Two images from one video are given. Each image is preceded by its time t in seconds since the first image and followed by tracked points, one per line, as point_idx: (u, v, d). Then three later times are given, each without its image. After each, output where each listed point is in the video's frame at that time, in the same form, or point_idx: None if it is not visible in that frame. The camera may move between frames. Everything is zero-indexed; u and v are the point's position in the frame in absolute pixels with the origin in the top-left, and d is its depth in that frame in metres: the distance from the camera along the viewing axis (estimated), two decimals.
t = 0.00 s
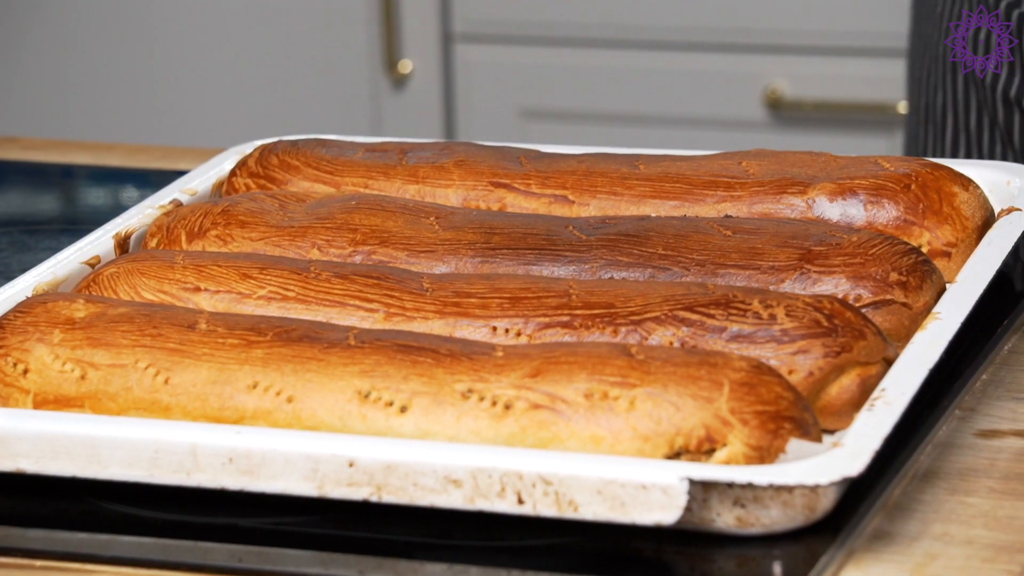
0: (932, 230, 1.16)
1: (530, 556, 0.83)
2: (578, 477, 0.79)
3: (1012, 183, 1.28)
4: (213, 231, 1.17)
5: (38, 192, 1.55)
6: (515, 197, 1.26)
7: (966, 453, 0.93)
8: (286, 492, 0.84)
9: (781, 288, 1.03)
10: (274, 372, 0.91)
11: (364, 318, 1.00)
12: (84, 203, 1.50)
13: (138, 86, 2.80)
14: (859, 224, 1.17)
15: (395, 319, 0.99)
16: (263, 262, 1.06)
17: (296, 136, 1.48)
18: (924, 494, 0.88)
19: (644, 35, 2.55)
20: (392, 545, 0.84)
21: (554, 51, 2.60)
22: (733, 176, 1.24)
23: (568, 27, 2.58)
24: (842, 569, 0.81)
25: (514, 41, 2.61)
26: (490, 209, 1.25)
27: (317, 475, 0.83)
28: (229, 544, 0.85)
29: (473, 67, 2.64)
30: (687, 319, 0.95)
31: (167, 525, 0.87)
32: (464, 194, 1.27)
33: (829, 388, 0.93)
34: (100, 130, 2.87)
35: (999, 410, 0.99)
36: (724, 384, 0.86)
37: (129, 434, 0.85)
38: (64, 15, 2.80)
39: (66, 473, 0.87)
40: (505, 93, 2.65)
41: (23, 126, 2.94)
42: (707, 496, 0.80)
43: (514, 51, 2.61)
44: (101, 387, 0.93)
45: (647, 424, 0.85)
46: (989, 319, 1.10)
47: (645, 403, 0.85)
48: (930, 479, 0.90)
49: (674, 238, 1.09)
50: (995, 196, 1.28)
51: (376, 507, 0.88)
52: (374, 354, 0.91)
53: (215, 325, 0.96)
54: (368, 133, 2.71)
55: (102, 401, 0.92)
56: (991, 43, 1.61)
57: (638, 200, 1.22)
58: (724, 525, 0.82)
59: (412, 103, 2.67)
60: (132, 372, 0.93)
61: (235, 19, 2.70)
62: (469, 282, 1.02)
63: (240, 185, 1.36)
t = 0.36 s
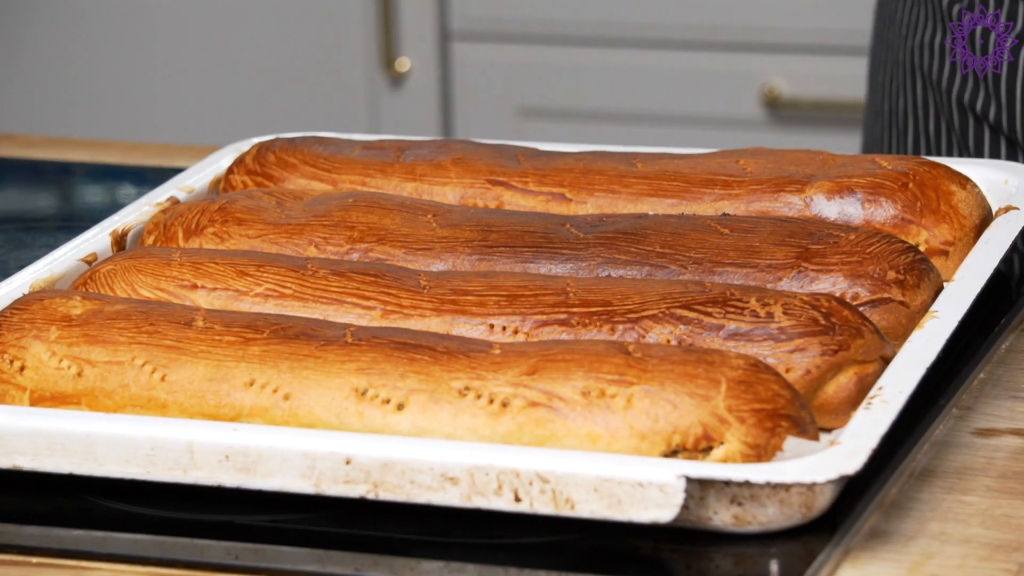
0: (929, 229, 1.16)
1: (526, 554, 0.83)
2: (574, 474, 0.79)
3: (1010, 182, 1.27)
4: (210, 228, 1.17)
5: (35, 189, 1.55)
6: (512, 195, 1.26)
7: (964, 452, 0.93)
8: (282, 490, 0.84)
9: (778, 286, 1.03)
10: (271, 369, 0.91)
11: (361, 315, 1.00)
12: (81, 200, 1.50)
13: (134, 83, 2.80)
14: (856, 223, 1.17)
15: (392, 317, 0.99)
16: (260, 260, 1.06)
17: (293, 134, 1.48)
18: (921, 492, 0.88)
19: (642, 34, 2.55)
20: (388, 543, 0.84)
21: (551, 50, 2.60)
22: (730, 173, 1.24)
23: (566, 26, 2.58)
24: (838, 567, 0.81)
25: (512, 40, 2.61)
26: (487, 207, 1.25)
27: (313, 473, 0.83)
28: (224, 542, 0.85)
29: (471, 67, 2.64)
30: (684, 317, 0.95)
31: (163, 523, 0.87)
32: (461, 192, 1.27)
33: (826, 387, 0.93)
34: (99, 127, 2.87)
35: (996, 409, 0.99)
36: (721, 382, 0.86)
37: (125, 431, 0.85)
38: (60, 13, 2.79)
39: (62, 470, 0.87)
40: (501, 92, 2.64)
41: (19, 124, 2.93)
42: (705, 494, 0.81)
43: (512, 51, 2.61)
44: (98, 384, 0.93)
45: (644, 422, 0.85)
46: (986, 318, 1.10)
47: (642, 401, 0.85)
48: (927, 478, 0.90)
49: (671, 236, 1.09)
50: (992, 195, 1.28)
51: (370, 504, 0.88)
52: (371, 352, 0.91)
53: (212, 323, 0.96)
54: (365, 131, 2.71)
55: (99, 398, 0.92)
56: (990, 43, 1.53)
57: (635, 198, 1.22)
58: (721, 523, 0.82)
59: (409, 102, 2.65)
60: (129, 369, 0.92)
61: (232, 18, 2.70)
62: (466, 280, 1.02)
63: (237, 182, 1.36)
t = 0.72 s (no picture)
0: (927, 228, 1.16)
1: (523, 553, 0.83)
2: (571, 474, 0.79)
3: (1007, 181, 1.27)
4: (207, 227, 1.17)
5: (30, 188, 1.54)
6: (509, 193, 1.25)
7: (961, 450, 0.93)
8: (279, 489, 0.84)
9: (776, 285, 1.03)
10: (267, 369, 0.91)
11: (358, 314, 1.00)
12: (76, 199, 1.50)
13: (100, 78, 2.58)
14: (853, 221, 1.17)
15: (389, 315, 0.99)
16: (257, 259, 1.06)
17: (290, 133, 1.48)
18: (919, 491, 0.88)
19: (657, 29, 2.33)
20: (385, 541, 0.84)
21: (558, 47, 2.38)
22: (727, 172, 1.24)
23: (573, 20, 2.35)
24: (837, 566, 0.81)
25: (515, 37, 2.39)
26: (484, 205, 1.25)
27: (310, 472, 0.83)
28: (222, 540, 0.85)
29: (471, 65, 2.41)
30: (681, 315, 0.95)
31: (160, 521, 0.87)
32: (458, 190, 1.27)
33: (824, 386, 0.93)
34: (65, 126, 2.66)
35: (993, 407, 0.99)
36: (718, 380, 0.86)
37: (122, 430, 0.85)
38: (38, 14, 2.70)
39: (58, 469, 0.87)
40: (500, 88, 2.42)
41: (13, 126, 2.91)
42: (701, 494, 0.81)
43: (516, 47, 2.39)
44: (95, 383, 0.93)
45: (641, 421, 0.84)
46: (984, 316, 1.10)
47: (639, 400, 0.85)
48: (925, 477, 0.90)
49: (669, 235, 1.08)
50: (990, 194, 1.28)
51: (365, 504, 0.88)
52: (368, 351, 0.91)
53: (208, 322, 0.95)
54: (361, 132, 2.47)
55: (95, 397, 0.92)
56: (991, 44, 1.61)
57: (633, 197, 1.22)
58: (717, 522, 0.82)
59: (408, 103, 2.42)
60: (125, 369, 0.92)
61: (211, 12, 2.48)
62: (463, 278, 1.01)
63: (234, 181, 1.36)
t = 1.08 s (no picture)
0: (923, 219, 1.16)
1: (518, 545, 0.83)
2: (567, 466, 0.79)
3: (1003, 172, 1.27)
4: (203, 220, 1.16)
5: (26, 182, 1.54)
6: (504, 185, 1.25)
7: (957, 442, 0.93)
8: (274, 482, 0.84)
9: (772, 277, 1.03)
10: (263, 361, 0.90)
11: (354, 307, 1.00)
12: (72, 192, 1.49)
13: (94, 72, 2.57)
14: (849, 213, 1.17)
15: (385, 308, 0.99)
16: (252, 251, 1.06)
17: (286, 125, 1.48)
18: (915, 483, 0.88)
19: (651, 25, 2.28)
20: (382, 533, 0.84)
21: (552, 41, 2.33)
22: (723, 164, 1.24)
23: (565, 15, 2.31)
24: (832, 558, 0.81)
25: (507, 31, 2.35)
26: (480, 197, 1.25)
27: (305, 464, 0.83)
28: (217, 534, 0.85)
29: (466, 59, 2.38)
30: (677, 307, 0.95)
31: (156, 514, 0.87)
32: (454, 182, 1.27)
33: (820, 377, 0.93)
34: (58, 121, 2.64)
35: (989, 398, 0.99)
36: (714, 372, 0.86)
37: (118, 422, 0.85)
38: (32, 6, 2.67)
39: (54, 462, 0.87)
40: (492, 81, 2.38)
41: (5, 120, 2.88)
42: (698, 485, 0.80)
43: (510, 42, 2.36)
44: (90, 376, 0.92)
45: (637, 413, 0.84)
46: (980, 307, 1.09)
47: (635, 391, 0.85)
48: (921, 468, 0.90)
49: (664, 227, 1.08)
50: (986, 185, 1.27)
51: (360, 496, 0.88)
52: (363, 343, 0.91)
53: (204, 314, 0.95)
54: (356, 124, 2.46)
55: (90, 390, 0.92)
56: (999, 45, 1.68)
57: (629, 189, 1.22)
58: (714, 514, 0.82)
59: (402, 95, 2.41)
60: (120, 361, 0.92)
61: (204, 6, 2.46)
62: (459, 270, 1.01)
63: (229, 174, 1.36)
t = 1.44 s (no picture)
0: (917, 214, 1.16)
1: (512, 541, 0.83)
2: (561, 461, 0.79)
3: (997, 167, 1.27)
4: (196, 214, 1.16)
5: (20, 176, 1.54)
6: (498, 180, 1.25)
7: (950, 437, 0.93)
8: (267, 477, 0.84)
9: (766, 272, 1.03)
10: (257, 356, 0.90)
11: (348, 302, 1.00)
12: (66, 187, 1.49)
13: (90, 65, 2.57)
14: (843, 208, 1.17)
15: (379, 303, 0.99)
16: (246, 246, 1.06)
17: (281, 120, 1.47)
18: (908, 478, 0.88)
19: (648, 19, 2.27)
20: (377, 529, 0.84)
21: (549, 36, 2.33)
22: (717, 159, 1.23)
23: (561, 10, 2.31)
24: (826, 553, 0.81)
25: (502, 25, 2.35)
26: (474, 192, 1.25)
27: (299, 459, 0.83)
28: (211, 529, 0.85)
29: (461, 54, 2.38)
30: (671, 302, 0.95)
31: (150, 509, 0.87)
32: (448, 177, 1.27)
33: (813, 372, 0.93)
34: (54, 113, 2.64)
35: (983, 393, 0.98)
36: (708, 367, 0.86)
37: (111, 418, 0.85)
38: None
39: (47, 457, 0.87)
40: (488, 75, 2.38)
41: None
42: (691, 480, 0.81)
43: (506, 36, 2.35)
44: (83, 370, 0.92)
45: (631, 408, 0.84)
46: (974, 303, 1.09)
47: (628, 386, 0.85)
48: (914, 463, 0.90)
49: (658, 222, 1.08)
50: (980, 179, 1.27)
51: (354, 491, 0.88)
52: (357, 339, 0.91)
53: (197, 309, 0.95)
54: (351, 119, 2.45)
55: (84, 385, 0.92)
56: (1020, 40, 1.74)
57: (623, 184, 1.22)
58: (707, 509, 0.82)
59: (397, 91, 2.41)
60: (114, 356, 0.92)
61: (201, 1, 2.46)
62: (453, 265, 1.01)
63: (223, 168, 1.36)
